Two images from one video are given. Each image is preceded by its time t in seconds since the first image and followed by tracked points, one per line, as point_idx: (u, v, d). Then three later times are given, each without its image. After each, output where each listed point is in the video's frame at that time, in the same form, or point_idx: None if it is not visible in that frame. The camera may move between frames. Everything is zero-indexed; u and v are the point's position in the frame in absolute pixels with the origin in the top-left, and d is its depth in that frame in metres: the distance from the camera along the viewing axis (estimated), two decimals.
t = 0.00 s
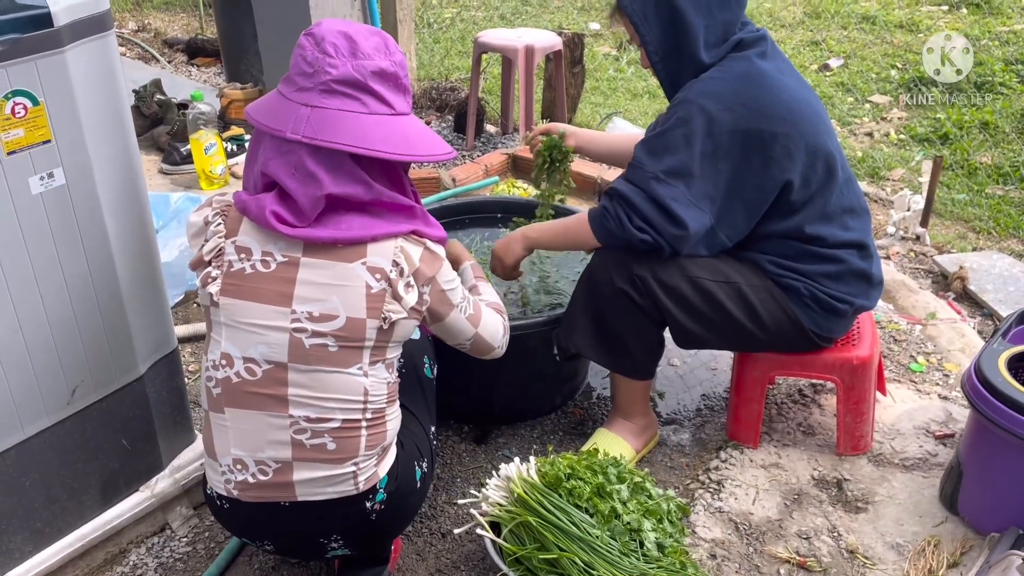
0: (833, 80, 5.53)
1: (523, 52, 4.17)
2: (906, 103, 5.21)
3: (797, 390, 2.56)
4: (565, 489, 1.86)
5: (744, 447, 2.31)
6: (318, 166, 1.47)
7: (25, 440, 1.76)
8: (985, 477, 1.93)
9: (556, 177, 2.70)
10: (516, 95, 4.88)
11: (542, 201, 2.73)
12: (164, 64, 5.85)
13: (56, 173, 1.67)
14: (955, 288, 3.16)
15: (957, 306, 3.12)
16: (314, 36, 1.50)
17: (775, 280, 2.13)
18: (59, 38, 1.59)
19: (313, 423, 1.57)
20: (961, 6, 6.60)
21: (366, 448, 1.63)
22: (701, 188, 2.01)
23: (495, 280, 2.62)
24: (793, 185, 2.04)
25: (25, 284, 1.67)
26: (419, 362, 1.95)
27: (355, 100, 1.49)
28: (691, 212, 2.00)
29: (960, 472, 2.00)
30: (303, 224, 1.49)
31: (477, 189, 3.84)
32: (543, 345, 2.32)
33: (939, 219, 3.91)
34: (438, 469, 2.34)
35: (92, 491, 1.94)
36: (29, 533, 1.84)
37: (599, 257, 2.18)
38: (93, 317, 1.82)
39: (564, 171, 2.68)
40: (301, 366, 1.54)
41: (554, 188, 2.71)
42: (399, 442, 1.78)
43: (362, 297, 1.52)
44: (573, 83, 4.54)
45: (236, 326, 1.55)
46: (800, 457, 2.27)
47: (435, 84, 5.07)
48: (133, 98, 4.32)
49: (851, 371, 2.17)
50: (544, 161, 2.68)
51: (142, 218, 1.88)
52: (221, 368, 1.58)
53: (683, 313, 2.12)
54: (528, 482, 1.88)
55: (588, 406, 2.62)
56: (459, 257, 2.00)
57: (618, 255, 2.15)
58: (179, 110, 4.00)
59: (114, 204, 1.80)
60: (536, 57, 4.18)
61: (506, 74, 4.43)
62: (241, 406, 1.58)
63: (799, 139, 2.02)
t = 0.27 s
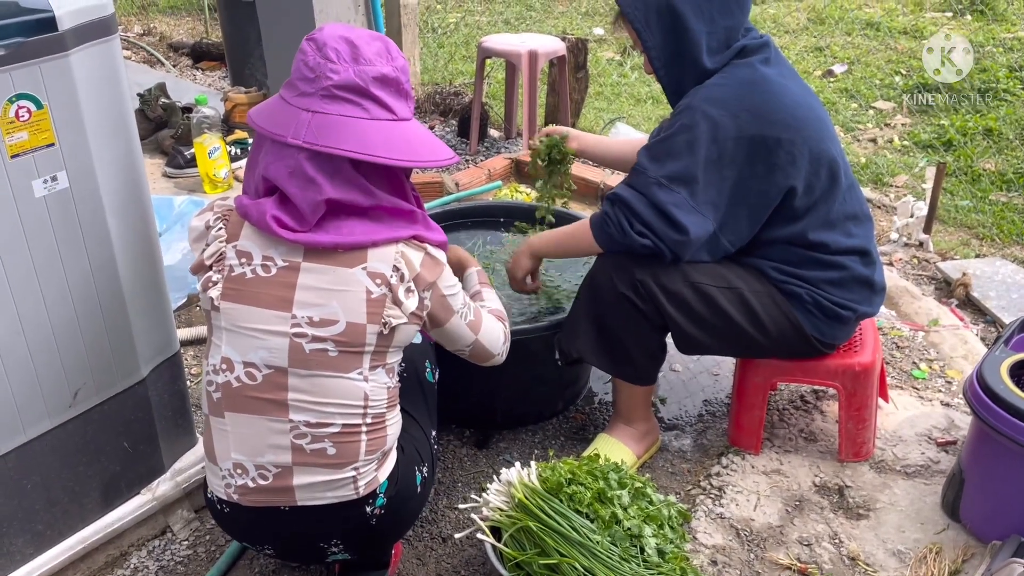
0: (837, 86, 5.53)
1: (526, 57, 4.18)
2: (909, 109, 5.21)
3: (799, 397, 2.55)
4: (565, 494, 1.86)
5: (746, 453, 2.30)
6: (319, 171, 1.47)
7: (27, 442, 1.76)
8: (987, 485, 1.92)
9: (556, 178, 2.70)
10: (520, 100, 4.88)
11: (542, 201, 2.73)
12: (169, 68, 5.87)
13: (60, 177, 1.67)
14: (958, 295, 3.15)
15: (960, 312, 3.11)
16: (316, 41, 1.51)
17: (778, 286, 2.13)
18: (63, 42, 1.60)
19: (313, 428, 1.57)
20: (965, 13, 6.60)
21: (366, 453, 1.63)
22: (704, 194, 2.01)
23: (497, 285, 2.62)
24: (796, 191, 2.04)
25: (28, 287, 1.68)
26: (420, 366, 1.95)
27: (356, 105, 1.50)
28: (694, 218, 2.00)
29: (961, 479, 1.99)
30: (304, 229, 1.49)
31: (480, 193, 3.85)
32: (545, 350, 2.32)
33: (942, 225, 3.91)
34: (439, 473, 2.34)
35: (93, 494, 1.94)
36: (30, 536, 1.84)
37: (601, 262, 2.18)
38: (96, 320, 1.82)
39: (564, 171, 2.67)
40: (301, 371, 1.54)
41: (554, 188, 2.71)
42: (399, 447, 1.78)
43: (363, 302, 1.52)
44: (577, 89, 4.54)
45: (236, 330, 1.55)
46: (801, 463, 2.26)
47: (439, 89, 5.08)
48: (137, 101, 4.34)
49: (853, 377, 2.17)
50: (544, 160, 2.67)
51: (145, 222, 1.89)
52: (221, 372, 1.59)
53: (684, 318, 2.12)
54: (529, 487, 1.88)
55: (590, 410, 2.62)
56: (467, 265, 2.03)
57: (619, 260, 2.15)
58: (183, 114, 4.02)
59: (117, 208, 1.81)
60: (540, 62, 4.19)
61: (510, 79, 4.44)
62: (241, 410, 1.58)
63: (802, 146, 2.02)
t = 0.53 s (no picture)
0: (840, 91, 5.53)
1: (530, 62, 4.19)
2: (913, 115, 5.21)
3: (801, 402, 2.55)
4: (567, 498, 1.86)
5: (748, 458, 2.31)
6: (321, 176, 1.48)
7: (32, 444, 1.77)
8: (989, 491, 1.92)
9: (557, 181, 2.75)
10: (523, 104, 4.90)
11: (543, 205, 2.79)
12: (174, 71, 5.90)
13: (65, 180, 1.68)
14: (961, 300, 3.15)
15: (963, 318, 3.11)
16: (318, 46, 1.51)
17: (778, 291, 2.13)
18: (69, 46, 1.61)
19: (314, 431, 1.58)
20: (969, 18, 6.60)
21: (366, 456, 1.64)
22: (702, 199, 2.02)
23: (500, 289, 2.63)
24: (796, 197, 2.05)
25: (33, 290, 1.69)
26: (422, 370, 1.95)
27: (358, 110, 1.51)
28: (691, 222, 2.01)
29: (963, 485, 2.00)
30: (306, 234, 1.50)
31: (483, 197, 3.86)
32: (546, 354, 2.33)
33: (945, 230, 3.91)
34: (441, 477, 2.34)
35: (97, 495, 1.95)
36: (34, 537, 1.85)
37: (601, 266, 2.18)
38: (100, 323, 1.83)
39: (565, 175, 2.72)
40: (303, 374, 1.54)
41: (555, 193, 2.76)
42: (400, 450, 1.79)
43: (364, 306, 1.53)
44: (580, 93, 4.55)
45: (239, 333, 1.56)
46: (803, 468, 2.26)
47: (443, 93, 5.10)
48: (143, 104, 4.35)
49: (854, 382, 2.17)
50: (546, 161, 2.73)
51: (150, 225, 1.90)
52: (223, 375, 1.59)
53: (686, 322, 2.13)
54: (530, 491, 1.88)
55: (592, 415, 2.62)
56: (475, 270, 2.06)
57: (621, 264, 2.16)
58: (188, 117, 4.03)
59: (122, 211, 1.82)
60: (543, 67, 4.20)
61: (513, 83, 4.45)
62: (243, 413, 1.59)
63: (801, 152, 2.02)
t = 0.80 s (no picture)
0: (845, 94, 5.53)
1: (534, 64, 4.20)
2: (918, 118, 5.21)
3: (806, 405, 2.55)
4: (572, 500, 1.86)
5: (752, 461, 2.31)
6: (327, 178, 1.49)
7: (39, 445, 1.78)
8: (993, 493, 1.92)
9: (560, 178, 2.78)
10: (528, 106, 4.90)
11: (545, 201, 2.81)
12: (179, 73, 5.91)
13: (73, 182, 1.69)
14: (966, 303, 3.15)
15: (968, 321, 3.11)
16: (324, 49, 1.52)
17: (781, 293, 2.13)
18: (78, 49, 1.62)
19: (320, 432, 1.58)
20: (974, 20, 6.59)
21: (372, 457, 1.64)
22: (703, 202, 2.02)
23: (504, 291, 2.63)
24: (798, 201, 2.04)
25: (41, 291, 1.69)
26: (428, 372, 1.96)
27: (364, 113, 1.51)
28: (692, 224, 2.02)
29: (968, 489, 1.99)
30: (311, 236, 1.50)
31: (488, 200, 3.86)
32: (551, 356, 2.33)
33: (950, 233, 3.91)
34: (446, 478, 2.35)
35: (103, 496, 1.96)
36: (41, 537, 1.86)
37: (608, 264, 2.20)
38: (107, 324, 1.84)
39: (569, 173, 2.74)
40: (309, 376, 1.55)
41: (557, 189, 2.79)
42: (406, 452, 1.80)
43: (369, 308, 1.53)
44: (585, 95, 4.56)
45: (245, 335, 1.56)
46: (808, 471, 2.26)
47: (448, 95, 5.10)
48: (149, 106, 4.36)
49: (859, 386, 2.17)
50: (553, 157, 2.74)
51: (157, 226, 1.91)
52: (230, 377, 1.60)
53: (690, 324, 2.13)
54: (535, 494, 1.88)
55: (596, 417, 2.62)
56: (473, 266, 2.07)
57: (625, 267, 2.16)
58: (194, 119, 4.04)
59: (129, 213, 1.82)
60: (548, 69, 4.21)
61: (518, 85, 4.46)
62: (249, 414, 1.59)
63: (803, 155, 2.02)
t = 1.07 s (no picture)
0: (849, 94, 5.52)
1: (538, 64, 4.19)
2: (922, 117, 5.20)
3: (811, 404, 2.55)
4: (577, 499, 1.86)
5: (758, 460, 2.30)
6: (331, 176, 1.49)
7: (44, 443, 1.78)
8: (999, 493, 1.92)
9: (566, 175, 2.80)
10: (532, 105, 4.90)
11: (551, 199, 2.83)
12: (183, 72, 5.91)
13: (79, 180, 1.69)
14: (971, 303, 3.14)
15: (973, 321, 3.10)
16: (329, 46, 1.52)
17: (785, 291, 2.13)
18: (83, 47, 1.62)
19: (325, 431, 1.58)
20: (978, 20, 6.58)
21: (377, 455, 1.64)
22: (706, 199, 2.02)
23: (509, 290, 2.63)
24: (801, 198, 2.03)
25: (46, 289, 1.69)
26: (432, 371, 1.95)
27: (368, 110, 1.51)
28: (694, 221, 2.02)
29: (975, 489, 1.99)
30: (316, 234, 1.50)
31: (491, 199, 3.86)
32: (556, 355, 2.33)
33: (955, 233, 3.90)
34: (450, 478, 2.34)
35: (108, 494, 1.96)
36: (45, 536, 1.86)
37: (611, 260, 2.19)
38: (112, 322, 1.84)
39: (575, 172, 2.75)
40: (314, 374, 1.55)
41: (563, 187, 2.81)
42: (411, 450, 1.79)
43: (374, 306, 1.53)
44: (589, 95, 4.55)
45: (250, 333, 1.56)
46: (813, 471, 2.26)
47: (451, 94, 5.10)
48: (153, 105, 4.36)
49: (865, 385, 2.16)
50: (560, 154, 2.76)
51: (162, 225, 1.91)
52: (235, 375, 1.60)
53: (694, 321, 2.12)
54: (540, 493, 1.88)
55: (601, 416, 2.62)
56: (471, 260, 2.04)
57: (629, 265, 2.15)
58: (198, 118, 4.03)
59: (134, 211, 1.82)
60: (552, 68, 4.20)
61: (522, 84, 4.45)
62: (254, 413, 1.59)
63: (806, 152, 2.01)
